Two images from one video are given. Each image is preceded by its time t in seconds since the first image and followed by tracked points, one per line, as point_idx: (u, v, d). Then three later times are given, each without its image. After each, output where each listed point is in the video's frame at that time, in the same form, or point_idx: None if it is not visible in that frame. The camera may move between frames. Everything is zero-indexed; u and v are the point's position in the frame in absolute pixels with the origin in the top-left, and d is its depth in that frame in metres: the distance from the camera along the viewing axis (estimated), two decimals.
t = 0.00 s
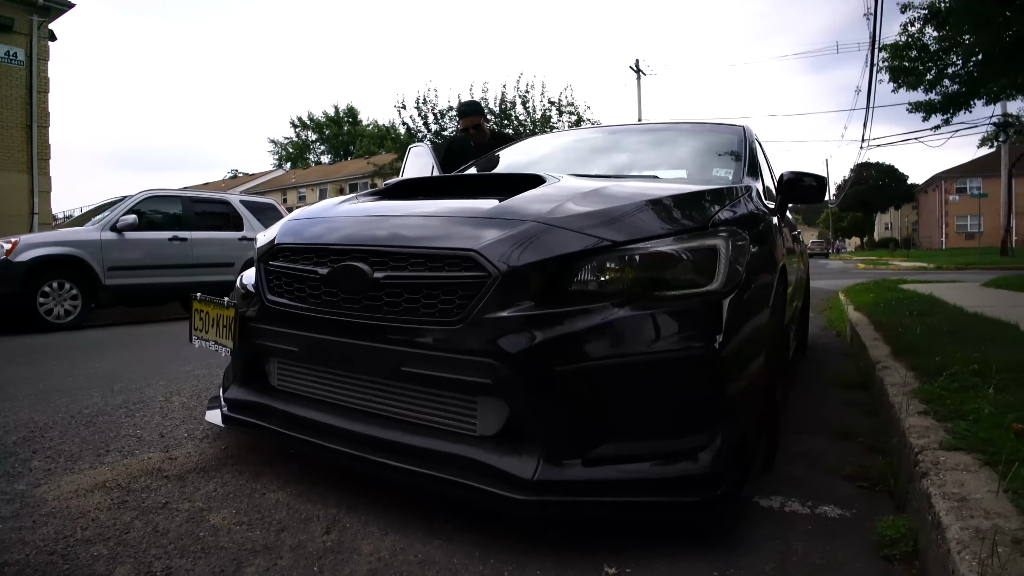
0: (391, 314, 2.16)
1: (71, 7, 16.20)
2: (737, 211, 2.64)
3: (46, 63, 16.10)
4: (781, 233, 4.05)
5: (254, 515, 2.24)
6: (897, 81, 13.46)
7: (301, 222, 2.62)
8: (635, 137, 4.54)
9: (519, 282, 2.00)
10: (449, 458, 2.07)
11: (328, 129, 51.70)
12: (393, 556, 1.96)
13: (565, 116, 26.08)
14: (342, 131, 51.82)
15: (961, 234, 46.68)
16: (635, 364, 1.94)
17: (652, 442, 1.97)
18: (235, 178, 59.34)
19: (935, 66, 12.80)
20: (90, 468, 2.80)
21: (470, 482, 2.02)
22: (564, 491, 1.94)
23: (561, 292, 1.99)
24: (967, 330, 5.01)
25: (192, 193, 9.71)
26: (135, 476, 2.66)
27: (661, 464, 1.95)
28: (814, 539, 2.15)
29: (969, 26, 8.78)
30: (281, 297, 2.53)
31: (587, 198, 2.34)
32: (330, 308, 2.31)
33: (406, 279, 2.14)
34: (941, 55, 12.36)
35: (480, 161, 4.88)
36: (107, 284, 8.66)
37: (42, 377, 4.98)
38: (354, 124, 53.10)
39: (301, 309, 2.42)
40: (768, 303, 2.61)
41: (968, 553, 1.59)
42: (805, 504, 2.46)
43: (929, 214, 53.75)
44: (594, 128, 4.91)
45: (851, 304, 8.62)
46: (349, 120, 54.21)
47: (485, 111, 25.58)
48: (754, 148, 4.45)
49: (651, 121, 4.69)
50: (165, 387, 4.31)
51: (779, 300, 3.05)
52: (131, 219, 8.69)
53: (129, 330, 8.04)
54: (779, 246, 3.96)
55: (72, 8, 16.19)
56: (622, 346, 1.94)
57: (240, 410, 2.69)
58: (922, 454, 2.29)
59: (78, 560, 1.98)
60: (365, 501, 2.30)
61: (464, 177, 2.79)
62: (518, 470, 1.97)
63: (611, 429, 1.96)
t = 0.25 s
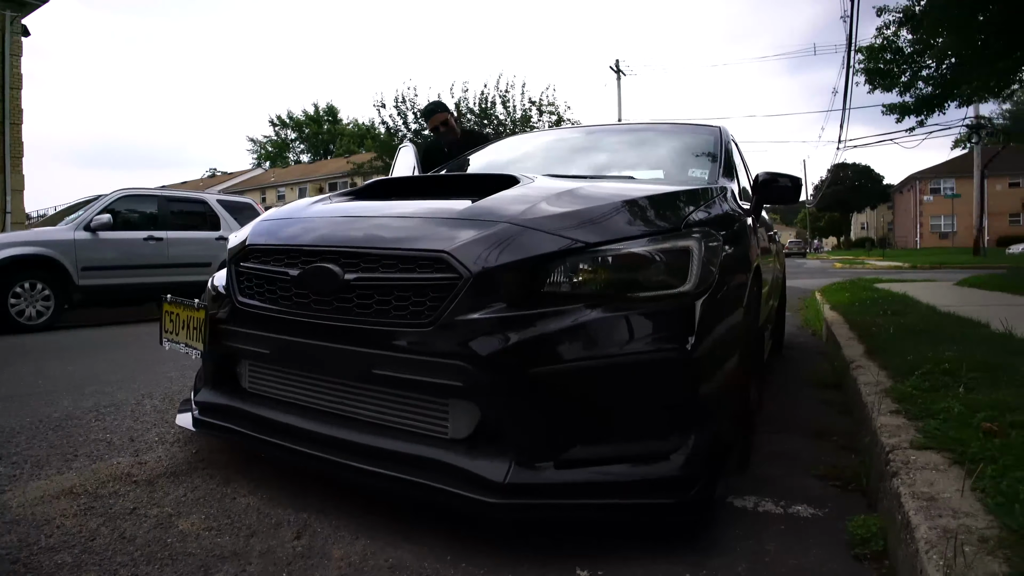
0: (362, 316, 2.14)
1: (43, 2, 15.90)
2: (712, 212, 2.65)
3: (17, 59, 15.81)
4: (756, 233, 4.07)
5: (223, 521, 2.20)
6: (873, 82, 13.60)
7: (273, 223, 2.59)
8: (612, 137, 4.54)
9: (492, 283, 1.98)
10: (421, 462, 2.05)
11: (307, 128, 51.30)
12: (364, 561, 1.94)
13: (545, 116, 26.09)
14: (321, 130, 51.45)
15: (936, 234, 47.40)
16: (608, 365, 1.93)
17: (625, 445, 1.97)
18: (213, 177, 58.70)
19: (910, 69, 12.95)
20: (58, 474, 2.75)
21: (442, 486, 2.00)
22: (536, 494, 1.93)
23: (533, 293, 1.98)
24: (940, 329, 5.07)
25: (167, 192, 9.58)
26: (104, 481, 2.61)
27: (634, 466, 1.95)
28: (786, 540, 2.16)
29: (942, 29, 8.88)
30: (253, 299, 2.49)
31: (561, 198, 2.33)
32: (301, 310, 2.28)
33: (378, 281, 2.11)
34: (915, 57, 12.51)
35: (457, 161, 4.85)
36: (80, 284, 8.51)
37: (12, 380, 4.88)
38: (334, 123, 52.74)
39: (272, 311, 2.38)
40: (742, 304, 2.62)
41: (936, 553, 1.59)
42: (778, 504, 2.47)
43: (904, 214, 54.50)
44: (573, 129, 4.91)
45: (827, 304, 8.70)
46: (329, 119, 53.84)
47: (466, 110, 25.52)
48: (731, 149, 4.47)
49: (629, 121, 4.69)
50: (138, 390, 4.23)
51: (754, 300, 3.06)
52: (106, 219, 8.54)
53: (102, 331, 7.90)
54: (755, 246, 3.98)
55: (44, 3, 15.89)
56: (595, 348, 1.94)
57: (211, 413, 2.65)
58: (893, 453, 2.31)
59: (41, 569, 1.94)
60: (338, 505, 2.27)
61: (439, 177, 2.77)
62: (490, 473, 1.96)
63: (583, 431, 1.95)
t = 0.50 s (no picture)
0: (330, 315, 2.12)
1: None
2: (681, 211, 2.66)
3: None
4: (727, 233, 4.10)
5: (188, 525, 2.15)
6: (842, 86, 13.82)
7: (240, 222, 2.56)
8: (583, 138, 4.56)
9: (460, 282, 1.98)
10: (389, 463, 2.03)
11: (280, 128, 50.79)
12: (331, 563, 1.91)
13: (520, 117, 26.12)
14: (295, 129, 50.96)
15: (903, 235, 48.32)
16: (576, 364, 1.93)
17: (594, 443, 1.97)
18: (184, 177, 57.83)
19: (878, 73, 13.19)
20: (18, 479, 2.68)
21: (411, 487, 1.99)
22: (505, 494, 1.92)
23: (502, 292, 1.97)
24: (906, 328, 5.16)
25: (136, 191, 9.42)
26: (66, 486, 2.55)
27: (602, 464, 1.95)
28: (756, 537, 2.18)
29: (909, 35, 9.07)
30: (219, 298, 2.45)
31: (530, 197, 2.33)
32: (267, 309, 2.25)
33: (346, 280, 2.10)
34: (883, 62, 12.74)
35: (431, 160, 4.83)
36: (45, 285, 8.33)
37: None
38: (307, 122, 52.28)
39: (238, 311, 2.35)
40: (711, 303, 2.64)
41: (900, 547, 1.59)
42: (747, 501, 2.50)
43: (872, 216, 55.46)
44: (546, 129, 4.91)
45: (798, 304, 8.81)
46: (302, 119, 53.36)
47: (441, 111, 25.44)
48: (701, 150, 4.51)
49: (602, 122, 4.71)
50: (104, 393, 4.15)
51: (722, 300, 3.09)
52: (72, 218, 8.38)
53: (67, 333, 7.73)
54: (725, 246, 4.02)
55: None
56: (563, 347, 1.94)
57: (176, 415, 2.60)
58: (860, 449, 2.34)
59: None
60: (305, 507, 2.24)
61: (409, 176, 2.75)
62: (459, 473, 1.95)
63: (552, 430, 1.95)
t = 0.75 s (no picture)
0: (299, 311, 2.09)
1: None
2: (653, 207, 2.67)
3: None
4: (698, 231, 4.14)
5: (154, 525, 2.12)
6: (813, 88, 14.01)
7: (208, 217, 2.52)
8: (556, 137, 4.57)
9: (430, 277, 1.97)
10: (359, 460, 2.02)
11: (253, 127, 50.21)
12: (300, 562, 1.89)
13: (496, 118, 26.11)
14: (268, 129, 50.41)
15: (872, 237, 49.14)
16: (546, 358, 1.93)
17: (565, 437, 1.97)
18: (154, 177, 56.90)
19: (848, 76, 13.39)
20: None
21: (381, 484, 1.97)
22: (476, 489, 1.92)
23: (473, 287, 1.97)
24: (875, 325, 5.24)
25: (104, 190, 9.25)
26: (27, 487, 2.49)
27: (573, 459, 1.95)
28: (726, 530, 2.20)
29: (877, 38, 9.23)
30: (186, 295, 2.41)
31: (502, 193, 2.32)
32: (235, 305, 2.22)
33: (315, 276, 2.08)
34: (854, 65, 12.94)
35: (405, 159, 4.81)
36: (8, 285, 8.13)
37: None
38: (280, 122, 51.74)
39: (206, 308, 2.31)
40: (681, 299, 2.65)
41: (867, 536, 1.58)
42: (718, 495, 2.52)
43: (843, 217, 56.34)
44: (520, 128, 4.92)
45: (770, 303, 8.92)
46: (275, 118, 52.81)
47: (415, 111, 25.33)
48: (673, 149, 4.55)
49: (575, 121, 4.73)
50: (69, 394, 4.06)
51: (694, 297, 3.12)
52: (37, 217, 8.20)
53: (31, 334, 7.56)
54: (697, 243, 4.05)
55: None
56: (533, 341, 1.94)
57: (143, 414, 2.56)
58: (829, 443, 2.36)
59: None
60: (274, 505, 2.21)
61: (381, 172, 2.73)
62: (430, 469, 1.94)
63: (523, 425, 1.95)
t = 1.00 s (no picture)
0: (275, 305, 2.10)
1: None
2: (628, 204, 2.70)
3: None
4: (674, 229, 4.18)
5: (130, 521, 2.11)
6: (789, 91, 14.16)
7: (183, 213, 2.51)
8: (534, 136, 4.60)
9: (406, 271, 1.98)
10: (336, 453, 2.02)
11: (231, 127, 49.74)
12: (276, 555, 1.89)
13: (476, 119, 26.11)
14: (246, 129, 49.97)
15: (848, 238, 49.78)
16: (521, 350, 1.95)
17: (541, 429, 1.99)
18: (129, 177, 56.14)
19: (824, 79, 13.58)
20: None
21: (358, 477, 1.98)
22: (452, 481, 1.93)
23: (449, 281, 1.98)
24: (848, 323, 5.33)
25: (77, 190, 9.13)
26: None
27: (548, 450, 1.98)
28: (700, 521, 2.23)
29: (852, 40, 9.39)
30: (162, 291, 2.40)
31: (478, 188, 2.34)
32: (211, 300, 2.22)
33: (291, 270, 2.08)
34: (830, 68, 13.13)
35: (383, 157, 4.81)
36: None
37: None
38: (258, 122, 51.30)
39: (181, 303, 2.31)
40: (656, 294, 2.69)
41: (836, 520, 1.61)
42: (693, 488, 2.55)
43: (819, 219, 57.02)
44: (498, 127, 4.95)
45: (747, 302, 9.02)
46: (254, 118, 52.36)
47: (394, 111, 25.24)
48: (650, 148, 4.60)
49: (553, 121, 4.77)
50: (42, 394, 4.00)
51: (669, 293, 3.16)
52: (8, 216, 8.07)
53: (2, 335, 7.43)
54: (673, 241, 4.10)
55: None
56: (509, 334, 1.96)
57: (118, 411, 2.54)
58: (801, 434, 2.40)
59: None
60: (251, 501, 2.21)
61: (358, 168, 2.74)
62: (407, 461, 1.95)
63: (499, 417, 1.97)
